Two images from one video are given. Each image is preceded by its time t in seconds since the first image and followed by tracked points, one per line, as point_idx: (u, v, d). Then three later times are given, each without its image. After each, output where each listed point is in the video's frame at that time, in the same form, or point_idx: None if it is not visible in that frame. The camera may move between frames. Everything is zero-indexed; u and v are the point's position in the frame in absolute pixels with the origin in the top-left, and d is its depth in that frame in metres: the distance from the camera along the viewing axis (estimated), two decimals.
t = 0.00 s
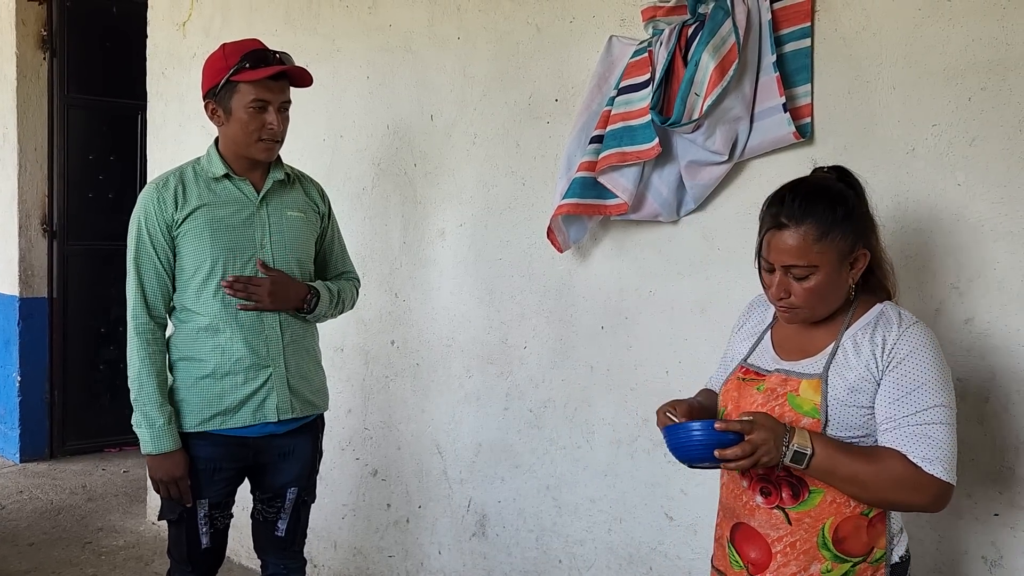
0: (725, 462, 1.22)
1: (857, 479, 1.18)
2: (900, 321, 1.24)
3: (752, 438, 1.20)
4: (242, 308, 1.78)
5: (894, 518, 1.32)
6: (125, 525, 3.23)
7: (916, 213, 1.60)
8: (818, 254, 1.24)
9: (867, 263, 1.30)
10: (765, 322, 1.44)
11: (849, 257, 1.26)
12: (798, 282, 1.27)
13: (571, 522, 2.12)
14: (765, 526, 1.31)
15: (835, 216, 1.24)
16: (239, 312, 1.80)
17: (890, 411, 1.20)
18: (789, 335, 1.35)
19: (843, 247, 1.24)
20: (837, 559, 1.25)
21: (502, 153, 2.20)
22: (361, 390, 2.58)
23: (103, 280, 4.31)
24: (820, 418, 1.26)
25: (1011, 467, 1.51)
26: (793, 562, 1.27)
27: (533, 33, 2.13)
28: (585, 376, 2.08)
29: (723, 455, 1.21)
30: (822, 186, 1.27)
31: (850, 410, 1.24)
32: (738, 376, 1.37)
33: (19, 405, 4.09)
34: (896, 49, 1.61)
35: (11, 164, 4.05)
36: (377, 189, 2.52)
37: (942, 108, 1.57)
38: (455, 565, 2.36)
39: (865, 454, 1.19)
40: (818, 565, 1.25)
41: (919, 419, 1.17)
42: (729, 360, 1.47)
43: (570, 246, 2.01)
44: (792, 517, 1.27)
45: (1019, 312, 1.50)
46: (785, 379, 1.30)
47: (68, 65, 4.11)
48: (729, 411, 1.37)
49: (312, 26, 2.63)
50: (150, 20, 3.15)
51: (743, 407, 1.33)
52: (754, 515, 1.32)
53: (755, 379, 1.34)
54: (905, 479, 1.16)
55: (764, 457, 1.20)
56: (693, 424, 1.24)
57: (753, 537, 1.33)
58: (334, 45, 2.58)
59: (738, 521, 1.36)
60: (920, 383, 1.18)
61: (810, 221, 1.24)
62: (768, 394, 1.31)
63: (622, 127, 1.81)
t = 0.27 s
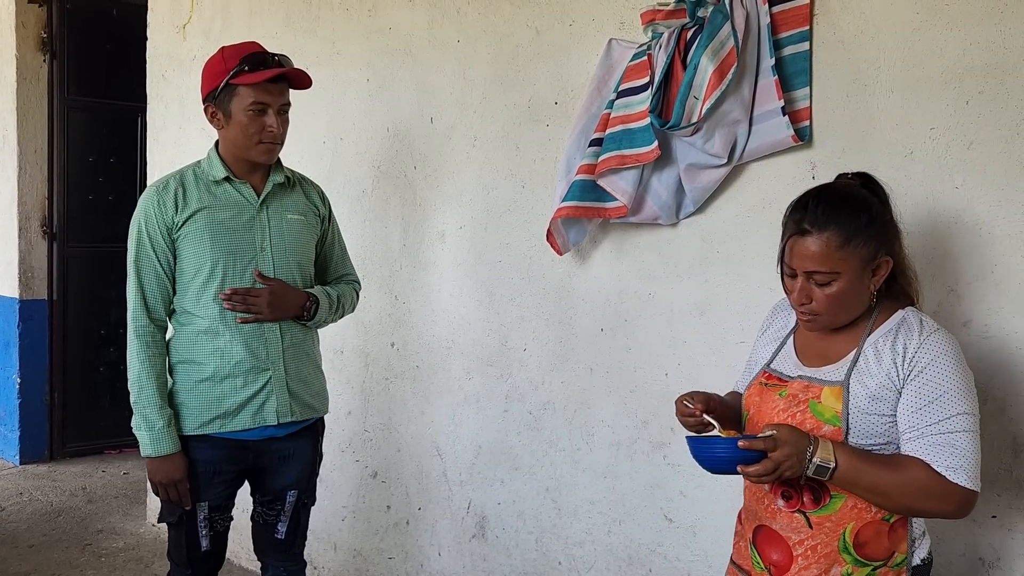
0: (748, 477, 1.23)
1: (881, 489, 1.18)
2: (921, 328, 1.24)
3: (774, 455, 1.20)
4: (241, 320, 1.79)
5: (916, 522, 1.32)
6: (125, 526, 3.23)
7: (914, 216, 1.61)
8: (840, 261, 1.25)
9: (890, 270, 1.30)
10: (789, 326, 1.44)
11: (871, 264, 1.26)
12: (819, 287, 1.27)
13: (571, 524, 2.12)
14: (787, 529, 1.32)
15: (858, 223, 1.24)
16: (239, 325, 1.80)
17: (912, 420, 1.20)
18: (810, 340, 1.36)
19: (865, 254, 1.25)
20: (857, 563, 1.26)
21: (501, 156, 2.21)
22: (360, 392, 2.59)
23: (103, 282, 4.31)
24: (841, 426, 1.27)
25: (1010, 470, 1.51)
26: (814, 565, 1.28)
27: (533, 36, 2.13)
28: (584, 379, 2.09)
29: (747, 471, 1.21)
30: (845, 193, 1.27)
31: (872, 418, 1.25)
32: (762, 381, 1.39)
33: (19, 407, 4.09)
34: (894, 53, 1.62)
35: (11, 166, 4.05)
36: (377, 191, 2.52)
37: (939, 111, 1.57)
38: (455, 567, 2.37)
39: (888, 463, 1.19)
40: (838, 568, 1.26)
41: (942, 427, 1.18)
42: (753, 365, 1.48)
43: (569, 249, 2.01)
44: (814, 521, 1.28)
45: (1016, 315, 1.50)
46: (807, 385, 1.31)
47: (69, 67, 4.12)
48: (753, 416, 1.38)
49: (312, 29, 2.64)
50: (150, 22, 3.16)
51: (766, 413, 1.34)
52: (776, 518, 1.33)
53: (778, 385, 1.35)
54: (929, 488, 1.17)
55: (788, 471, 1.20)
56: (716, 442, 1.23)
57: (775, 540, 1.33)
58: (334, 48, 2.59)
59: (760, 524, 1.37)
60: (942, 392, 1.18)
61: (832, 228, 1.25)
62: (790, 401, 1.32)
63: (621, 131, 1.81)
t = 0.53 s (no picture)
0: (756, 465, 1.24)
1: (886, 487, 1.19)
2: (928, 331, 1.25)
3: (783, 445, 1.21)
4: (243, 328, 1.81)
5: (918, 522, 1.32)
6: (125, 528, 3.24)
7: (912, 220, 1.61)
8: (851, 265, 1.25)
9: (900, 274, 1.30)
10: (795, 327, 1.45)
11: (882, 268, 1.27)
12: (830, 290, 1.27)
13: (570, 526, 2.13)
14: (790, 527, 1.32)
15: (870, 228, 1.25)
16: (242, 334, 1.81)
17: (917, 421, 1.21)
18: (818, 341, 1.36)
19: (877, 258, 1.25)
20: (859, 562, 1.27)
21: (501, 159, 2.22)
22: (360, 394, 2.59)
23: (103, 283, 4.32)
24: (848, 425, 1.27)
25: (1008, 473, 1.52)
26: (815, 563, 1.28)
27: (532, 40, 2.14)
28: (583, 381, 2.09)
29: (754, 459, 1.23)
30: (857, 198, 1.27)
31: (878, 418, 1.25)
32: (769, 380, 1.40)
33: (19, 408, 4.10)
34: (893, 57, 1.63)
35: (11, 167, 4.06)
36: (377, 194, 2.53)
37: (937, 115, 1.58)
38: (454, 569, 2.37)
39: (894, 461, 1.20)
40: (840, 567, 1.27)
41: (947, 428, 1.18)
42: (758, 364, 1.49)
43: (569, 252, 2.02)
44: (817, 520, 1.29)
45: (1014, 318, 1.51)
46: (814, 385, 1.32)
47: (69, 69, 4.12)
48: (760, 415, 1.39)
49: (312, 31, 2.65)
50: (150, 25, 3.17)
51: (772, 412, 1.35)
52: (780, 516, 1.34)
53: (785, 385, 1.36)
54: (934, 487, 1.18)
55: (794, 463, 1.21)
56: (726, 426, 1.26)
57: (778, 537, 1.34)
58: (334, 51, 2.59)
59: (763, 521, 1.37)
60: (948, 393, 1.19)
61: (845, 232, 1.25)
62: (796, 400, 1.33)
63: (621, 134, 1.82)
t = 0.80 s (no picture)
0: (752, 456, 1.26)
1: (877, 474, 1.21)
2: (909, 324, 1.28)
3: (778, 435, 1.24)
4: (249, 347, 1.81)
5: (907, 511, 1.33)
6: (125, 529, 3.24)
7: (911, 222, 1.62)
8: (841, 265, 1.26)
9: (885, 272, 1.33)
10: (778, 324, 1.46)
11: (868, 268, 1.28)
12: (818, 289, 1.29)
13: (570, 527, 2.13)
14: (782, 518, 1.33)
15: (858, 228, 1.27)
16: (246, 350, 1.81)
17: (904, 411, 1.24)
18: (804, 339, 1.37)
19: (864, 258, 1.27)
20: (850, 550, 1.27)
21: (501, 161, 2.22)
22: (361, 395, 2.60)
23: (103, 284, 4.32)
24: (837, 415, 1.29)
25: (1007, 474, 1.52)
26: (808, 552, 1.29)
27: (533, 42, 2.14)
28: (583, 382, 2.10)
29: (750, 450, 1.25)
30: (845, 199, 1.29)
31: (866, 408, 1.27)
32: (754, 377, 1.41)
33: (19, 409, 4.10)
34: (892, 60, 1.63)
35: (11, 169, 4.06)
36: (377, 196, 2.53)
37: (936, 118, 1.58)
38: (454, 569, 2.38)
39: (884, 450, 1.22)
40: (832, 555, 1.28)
41: (933, 417, 1.21)
42: (742, 362, 1.50)
43: (569, 254, 2.03)
44: (807, 509, 1.30)
45: (1012, 320, 1.51)
46: (801, 379, 1.33)
47: (69, 70, 4.13)
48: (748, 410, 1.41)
49: (313, 34, 2.65)
50: (151, 27, 3.17)
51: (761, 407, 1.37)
52: (771, 508, 1.35)
53: (771, 380, 1.37)
54: (922, 475, 1.20)
55: (789, 453, 1.23)
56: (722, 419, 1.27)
57: (770, 529, 1.35)
58: (335, 53, 2.60)
59: (755, 514, 1.38)
60: (932, 383, 1.22)
61: (835, 233, 1.27)
62: (784, 394, 1.34)
63: (621, 136, 1.83)
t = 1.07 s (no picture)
0: (743, 445, 1.30)
1: (862, 460, 1.27)
2: (887, 317, 1.34)
3: (768, 423, 1.28)
4: (254, 356, 1.82)
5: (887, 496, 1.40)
6: (124, 529, 3.24)
7: (909, 222, 1.62)
8: (822, 260, 1.32)
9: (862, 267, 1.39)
10: (758, 319, 1.50)
11: (846, 262, 1.34)
12: (800, 284, 1.34)
13: (568, 527, 2.13)
14: (770, 507, 1.38)
15: (838, 226, 1.32)
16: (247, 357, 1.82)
17: (884, 399, 1.30)
18: (784, 332, 1.42)
19: (843, 253, 1.33)
20: (836, 535, 1.33)
21: (501, 161, 2.22)
22: (360, 395, 2.60)
23: (103, 284, 4.32)
24: (821, 405, 1.34)
25: (1004, 474, 1.53)
26: (796, 539, 1.34)
27: (532, 43, 2.15)
28: (582, 382, 2.10)
29: (741, 439, 1.29)
30: (825, 197, 1.34)
31: (847, 397, 1.33)
32: (737, 370, 1.45)
33: (18, 409, 4.10)
34: (890, 61, 1.64)
35: (11, 169, 4.06)
36: (377, 196, 2.53)
37: (934, 119, 1.59)
38: (453, 569, 2.38)
39: (867, 437, 1.28)
40: (819, 540, 1.33)
41: (912, 404, 1.27)
42: (723, 356, 1.54)
43: (568, 254, 2.03)
44: (795, 498, 1.35)
45: (1010, 321, 1.52)
46: (783, 370, 1.38)
47: (69, 70, 4.13)
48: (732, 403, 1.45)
49: (313, 34, 2.65)
50: (151, 27, 3.17)
51: (745, 399, 1.41)
52: (759, 498, 1.39)
53: (753, 372, 1.42)
54: (903, 459, 1.26)
55: (778, 441, 1.28)
56: (712, 409, 1.31)
57: (758, 519, 1.39)
58: (335, 53, 2.60)
59: (742, 504, 1.42)
60: (909, 373, 1.28)
61: (816, 230, 1.32)
62: (767, 386, 1.39)
63: (620, 137, 1.83)
